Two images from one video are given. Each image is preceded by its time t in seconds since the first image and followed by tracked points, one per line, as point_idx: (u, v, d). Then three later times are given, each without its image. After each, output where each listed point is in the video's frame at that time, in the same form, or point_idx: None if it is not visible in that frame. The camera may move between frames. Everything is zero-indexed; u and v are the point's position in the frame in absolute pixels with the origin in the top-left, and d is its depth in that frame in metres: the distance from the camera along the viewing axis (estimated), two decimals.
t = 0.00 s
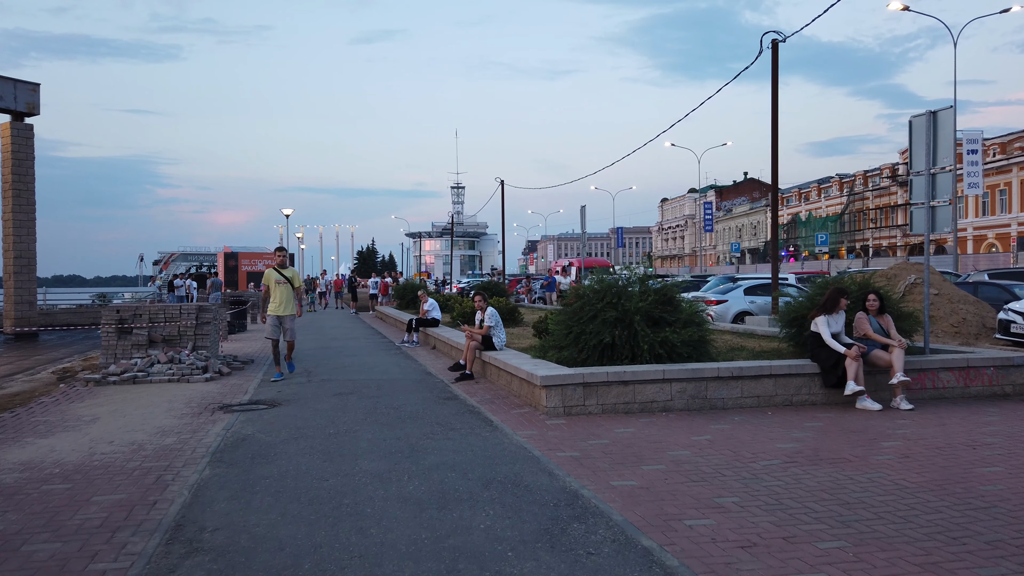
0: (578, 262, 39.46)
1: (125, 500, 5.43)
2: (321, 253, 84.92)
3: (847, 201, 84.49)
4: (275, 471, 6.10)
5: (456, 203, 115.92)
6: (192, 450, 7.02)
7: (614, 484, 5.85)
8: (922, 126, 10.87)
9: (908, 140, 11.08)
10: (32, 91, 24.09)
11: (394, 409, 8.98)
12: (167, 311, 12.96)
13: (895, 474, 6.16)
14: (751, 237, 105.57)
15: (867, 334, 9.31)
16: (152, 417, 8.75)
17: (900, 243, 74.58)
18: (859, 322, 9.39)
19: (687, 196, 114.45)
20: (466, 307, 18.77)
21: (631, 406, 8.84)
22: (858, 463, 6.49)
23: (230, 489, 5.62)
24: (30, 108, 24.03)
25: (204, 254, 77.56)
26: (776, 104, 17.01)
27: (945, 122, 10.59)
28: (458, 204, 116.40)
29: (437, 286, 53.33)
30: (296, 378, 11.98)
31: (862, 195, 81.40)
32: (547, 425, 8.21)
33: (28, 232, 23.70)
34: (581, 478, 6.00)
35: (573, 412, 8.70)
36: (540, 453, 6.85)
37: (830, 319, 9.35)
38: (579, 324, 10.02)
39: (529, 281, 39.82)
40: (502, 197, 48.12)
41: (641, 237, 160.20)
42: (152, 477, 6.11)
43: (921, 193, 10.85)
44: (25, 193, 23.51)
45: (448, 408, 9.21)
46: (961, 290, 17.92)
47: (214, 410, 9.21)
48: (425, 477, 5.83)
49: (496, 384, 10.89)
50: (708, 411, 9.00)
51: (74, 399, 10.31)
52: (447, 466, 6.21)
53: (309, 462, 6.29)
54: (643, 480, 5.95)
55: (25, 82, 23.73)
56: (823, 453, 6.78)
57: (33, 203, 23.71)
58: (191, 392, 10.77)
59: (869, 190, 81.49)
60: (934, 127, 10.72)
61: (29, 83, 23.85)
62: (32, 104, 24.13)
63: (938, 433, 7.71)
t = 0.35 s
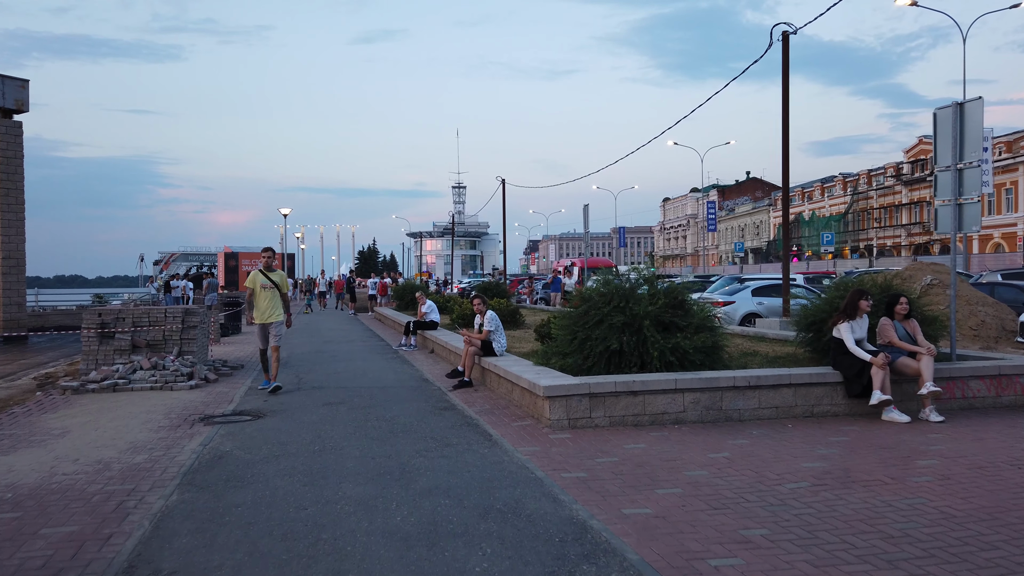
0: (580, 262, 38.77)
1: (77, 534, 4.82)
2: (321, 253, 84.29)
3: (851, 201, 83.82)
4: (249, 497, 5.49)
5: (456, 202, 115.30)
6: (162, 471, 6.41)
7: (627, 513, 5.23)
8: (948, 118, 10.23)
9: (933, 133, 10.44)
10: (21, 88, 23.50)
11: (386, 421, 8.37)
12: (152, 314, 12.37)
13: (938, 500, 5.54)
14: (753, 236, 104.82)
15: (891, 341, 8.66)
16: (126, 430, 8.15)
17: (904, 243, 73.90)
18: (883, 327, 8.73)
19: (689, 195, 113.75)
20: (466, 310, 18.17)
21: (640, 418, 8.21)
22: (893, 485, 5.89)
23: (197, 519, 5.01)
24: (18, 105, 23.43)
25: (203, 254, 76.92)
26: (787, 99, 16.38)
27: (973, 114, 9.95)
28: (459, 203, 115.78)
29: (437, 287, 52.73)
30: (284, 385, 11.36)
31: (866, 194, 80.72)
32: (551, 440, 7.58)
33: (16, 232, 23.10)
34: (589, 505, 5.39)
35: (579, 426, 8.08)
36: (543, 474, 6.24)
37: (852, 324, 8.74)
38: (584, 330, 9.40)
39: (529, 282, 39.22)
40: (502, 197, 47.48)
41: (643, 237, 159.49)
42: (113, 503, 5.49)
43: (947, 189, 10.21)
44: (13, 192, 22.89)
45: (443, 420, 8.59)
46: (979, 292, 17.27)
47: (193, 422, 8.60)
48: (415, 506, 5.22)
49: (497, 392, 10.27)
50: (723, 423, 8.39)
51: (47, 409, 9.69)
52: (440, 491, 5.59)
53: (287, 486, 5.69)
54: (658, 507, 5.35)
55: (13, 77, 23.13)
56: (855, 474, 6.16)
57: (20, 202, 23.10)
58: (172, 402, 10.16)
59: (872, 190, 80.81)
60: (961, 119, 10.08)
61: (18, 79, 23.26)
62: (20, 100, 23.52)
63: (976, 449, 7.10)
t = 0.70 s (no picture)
0: (582, 262, 38.21)
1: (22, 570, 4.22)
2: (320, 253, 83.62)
3: (854, 200, 83.15)
4: (222, 524, 4.90)
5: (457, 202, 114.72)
6: (129, 492, 5.80)
7: (646, 543, 4.64)
8: (979, 109, 9.61)
9: (963, 124, 9.82)
10: (9, 82, 22.93)
11: (379, 432, 7.78)
12: (136, 316, 11.81)
13: (995, 528, 4.93)
14: (756, 236, 104.15)
15: (923, 347, 8.03)
16: (98, 443, 7.53)
17: (908, 243, 73.25)
18: (915, 332, 8.09)
19: (691, 195, 113.18)
20: (467, 310, 17.56)
21: (654, 429, 7.62)
22: (940, 510, 5.29)
23: (160, 552, 4.42)
24: (7, 100, 22.84)
25: (202, 254, 76.32)
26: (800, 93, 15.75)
27: (1006, 104, 9.33)
28: (459, 203, 115.19)
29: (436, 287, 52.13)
30: (275, 391, 10.76)
31: (870, 194, 80.06)
32: (557, 454, 6.97)
33: (4, 231, 22.49)
34: (604, 534, 4.78)
35: (587, 438, 7.47)
36: (551, 495, 5.62)
37: (881, 328, 8.10)
38: (593, 333, 8.80)
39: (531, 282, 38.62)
40: (504, 195, 46.77)
41: (644, 237, 158.83)
42: (69, 531, 4.89)
43: (979, 185, 9.61)
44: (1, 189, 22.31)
45: (442, 430, 8.00)
46: (999, 293, 16.64)
47: (173, 433, 8.00)
48: (406, 536, 4.63)
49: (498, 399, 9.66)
50: (742, 435, 7.78)
51: (20, 418, 9.08)
52: (435, 517, 4.97)
53: (265, 512, 5.10)
54: (682, 536, 4.75)
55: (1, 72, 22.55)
56: (897, 496, 5.55)
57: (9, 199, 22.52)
58: (154, 409, 9.54)
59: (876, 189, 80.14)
60: (993, 109, 9.46)
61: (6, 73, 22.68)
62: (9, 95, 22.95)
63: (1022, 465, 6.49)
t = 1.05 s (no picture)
0: (588, 262, 37.61)
1: None
2: (324, 253, 83.13)
3: (862, 200, 82.36)
4: (194, 555, 4.32)
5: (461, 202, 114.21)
6: (96, 512, 5.22)
7: None
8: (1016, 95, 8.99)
9: (999, 113, 9.18)
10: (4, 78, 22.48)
11: (377, 442, 7.20)
12: (124, 317, 11.35)
13: None
14: (762, 236, 103.23)
15: (963, 351, 7.43)
16: (73, 454, 6.97)
17: (917, 243, 72.45)
18: (955, 335, 7.48)
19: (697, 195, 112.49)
20: (472, 310, 16.95)
21: (674, 440, 7.02)
22: (1005, 536, 4.68)
23: None
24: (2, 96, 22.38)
25: (205, 254, 75.83)
26: (817, 84, 15.11)
27: None
28: (463, 203, 114.67)
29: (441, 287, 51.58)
30: (269, 396, 10.20)
31: (877, 193, 79.27)
32: (570, 468, 6.38)
33: None
34: (629, 566, 4.19)
35: (602, 449, 6.88)
36: (565, 518, 5.02)
37: (920, 330, 7.49)
38: (606, 336, 8.20)
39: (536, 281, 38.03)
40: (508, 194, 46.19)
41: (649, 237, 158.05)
42: (21, 561, 4.32)
43: (1017, 176, 8.99)
44: None
45: (444, 440, 7.42)
46: None
47: (156, 443, 7.43)
48: (402, 569, 4.04)
49: (505, 406, 9.07)
50: (770, 446, 7.19)
51: None
52: (434, 546, 4.38)
53: (243, 539, 4.51)
54: (718, 569, 4.16)
55: None
56: (954, 519, 4.94)
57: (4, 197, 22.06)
58: (139, 416, 8.97)
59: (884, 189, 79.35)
60: None
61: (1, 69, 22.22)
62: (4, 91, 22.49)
63: None
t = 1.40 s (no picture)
0: (597, 262, 37.00)
1: None
2: (330, 253, 82.60)
3: (871, 199, 81.41)
4: None
5: (467, 202, 113.70)
6: (57, 549, 4.61)
7: None
8: None
9: None
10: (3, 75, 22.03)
11: (377, 460, 6.58)
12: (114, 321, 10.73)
13: None
14: (770, 236, 102.27)
15: (1018, 361, 6.73)
16: (45, 474, 6.38)
17: (927, 243, 71.52)
18: (1010, 343, 6.79)
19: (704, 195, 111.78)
20: (479, 312, 16.31)
21: (703, 460, 6.38)
22: None
23: None
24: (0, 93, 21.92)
25: (209, 254, 75.39)
26: (840, 77, 14.42)
27: None
28: (470, 203, 114.17)
29: (447, 288, 51.07)
30: (265, 405, 9.61)
31: (887, 192, 78.35)
32: (590, 493, 5.75)
33: None
34: None
35: (625, 471, 6.25)
36: (589, 558, 4.38)
37: (972, 338, 6.83)
38: (626, 343, 7.56)
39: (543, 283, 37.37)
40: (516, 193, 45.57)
41: (656, 237, 156.96)
42: None
43: None
44: None
45: (452, 458, 6.79)
46: None
47: (138, 461, 6.83)
48: None
49: (516, 418, 8.44)
50: (808, 465, 6.56)
51: None
52: None
53: None
54: None
55: None
56: None
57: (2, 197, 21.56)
58: (126, 428, 8.39)
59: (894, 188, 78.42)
60: None
61: None
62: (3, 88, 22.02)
63: None
